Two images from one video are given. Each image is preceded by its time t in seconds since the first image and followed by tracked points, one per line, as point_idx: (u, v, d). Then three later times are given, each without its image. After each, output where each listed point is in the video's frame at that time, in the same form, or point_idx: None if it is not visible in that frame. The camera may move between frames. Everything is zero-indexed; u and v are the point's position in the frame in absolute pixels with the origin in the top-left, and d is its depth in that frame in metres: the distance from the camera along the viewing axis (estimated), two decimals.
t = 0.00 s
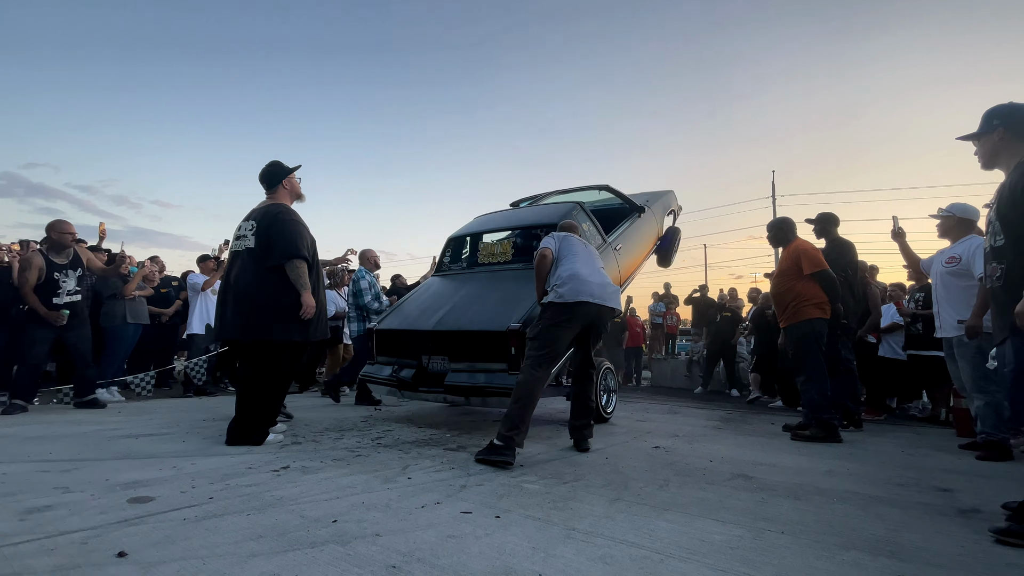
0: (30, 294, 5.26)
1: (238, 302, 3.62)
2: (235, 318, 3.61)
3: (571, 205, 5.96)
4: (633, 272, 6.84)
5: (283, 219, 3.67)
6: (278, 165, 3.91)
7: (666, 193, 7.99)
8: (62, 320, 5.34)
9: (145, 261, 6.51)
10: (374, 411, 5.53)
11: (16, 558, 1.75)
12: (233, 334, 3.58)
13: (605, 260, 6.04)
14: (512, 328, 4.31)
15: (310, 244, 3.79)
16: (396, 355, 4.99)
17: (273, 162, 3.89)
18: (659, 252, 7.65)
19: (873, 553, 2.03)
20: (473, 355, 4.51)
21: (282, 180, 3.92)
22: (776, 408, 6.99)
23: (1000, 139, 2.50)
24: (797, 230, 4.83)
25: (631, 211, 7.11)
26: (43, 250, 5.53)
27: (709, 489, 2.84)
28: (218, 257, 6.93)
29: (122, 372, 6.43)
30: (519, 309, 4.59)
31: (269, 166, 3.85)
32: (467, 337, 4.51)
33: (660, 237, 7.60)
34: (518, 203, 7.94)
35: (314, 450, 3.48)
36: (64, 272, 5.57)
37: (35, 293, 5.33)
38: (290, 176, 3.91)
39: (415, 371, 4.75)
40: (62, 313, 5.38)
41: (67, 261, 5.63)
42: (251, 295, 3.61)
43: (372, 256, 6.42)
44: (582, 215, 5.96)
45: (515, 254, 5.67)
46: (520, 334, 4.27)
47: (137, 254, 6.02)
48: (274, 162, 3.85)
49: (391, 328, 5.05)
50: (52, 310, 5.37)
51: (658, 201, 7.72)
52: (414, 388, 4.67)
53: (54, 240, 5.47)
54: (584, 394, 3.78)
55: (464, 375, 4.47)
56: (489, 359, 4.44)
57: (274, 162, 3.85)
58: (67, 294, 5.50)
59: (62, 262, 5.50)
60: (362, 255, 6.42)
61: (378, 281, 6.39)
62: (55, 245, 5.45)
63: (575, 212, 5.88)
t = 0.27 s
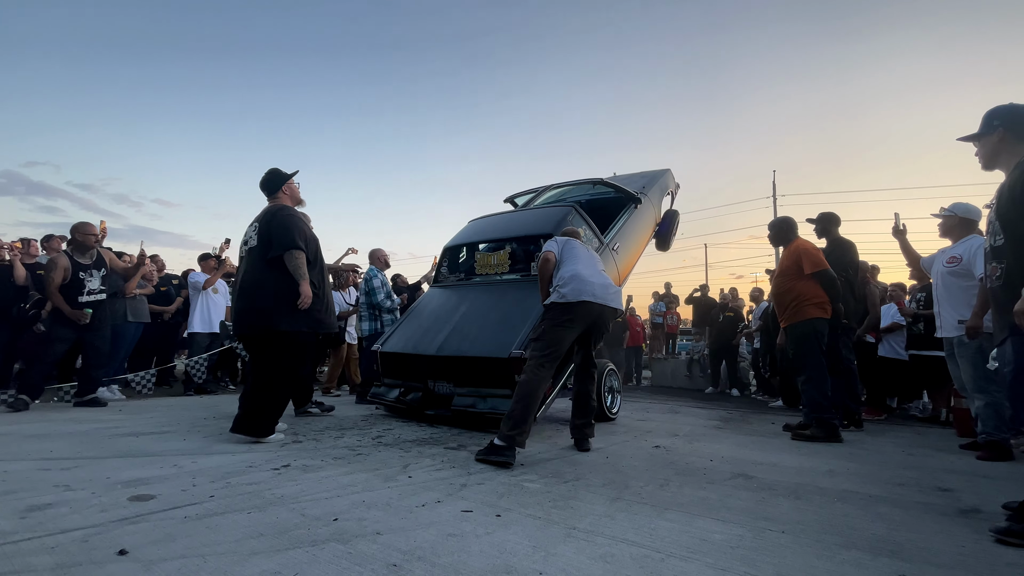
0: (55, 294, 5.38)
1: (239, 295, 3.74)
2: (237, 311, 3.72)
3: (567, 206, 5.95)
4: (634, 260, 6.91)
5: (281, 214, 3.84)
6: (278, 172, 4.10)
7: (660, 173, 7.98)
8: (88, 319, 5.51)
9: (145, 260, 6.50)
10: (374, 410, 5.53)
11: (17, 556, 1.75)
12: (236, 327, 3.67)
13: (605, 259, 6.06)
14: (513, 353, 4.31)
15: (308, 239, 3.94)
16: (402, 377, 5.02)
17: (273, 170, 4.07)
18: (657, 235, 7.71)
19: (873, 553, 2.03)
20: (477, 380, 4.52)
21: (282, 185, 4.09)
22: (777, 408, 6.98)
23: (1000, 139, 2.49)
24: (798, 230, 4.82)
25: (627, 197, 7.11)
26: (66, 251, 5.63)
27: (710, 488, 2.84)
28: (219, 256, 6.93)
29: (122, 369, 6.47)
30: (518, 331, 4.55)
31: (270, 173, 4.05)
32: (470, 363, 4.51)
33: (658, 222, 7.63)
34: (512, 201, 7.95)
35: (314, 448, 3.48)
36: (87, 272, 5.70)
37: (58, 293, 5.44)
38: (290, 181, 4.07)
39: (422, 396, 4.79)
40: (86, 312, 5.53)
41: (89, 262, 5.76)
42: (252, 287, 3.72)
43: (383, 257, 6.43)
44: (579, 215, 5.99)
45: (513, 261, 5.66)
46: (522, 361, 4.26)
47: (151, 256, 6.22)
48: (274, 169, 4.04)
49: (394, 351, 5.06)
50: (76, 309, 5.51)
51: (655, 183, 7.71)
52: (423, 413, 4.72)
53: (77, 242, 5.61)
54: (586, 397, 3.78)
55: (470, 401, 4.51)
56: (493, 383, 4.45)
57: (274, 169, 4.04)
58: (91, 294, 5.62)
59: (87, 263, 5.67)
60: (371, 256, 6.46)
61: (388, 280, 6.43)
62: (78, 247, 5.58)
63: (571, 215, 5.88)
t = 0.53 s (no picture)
0: (68, 290, 5.42)
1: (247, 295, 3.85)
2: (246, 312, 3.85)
3: (567, 202, 5.94)
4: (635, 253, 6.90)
5: (284, 215, 3.89)
6: (286, 175, 4.14)
7: (661, 163, 7.91)
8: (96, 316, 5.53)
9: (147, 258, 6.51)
10: (375, 408, 5.54)
11: (18, 553, 1.76)
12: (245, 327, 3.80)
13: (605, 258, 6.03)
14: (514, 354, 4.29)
15: (312, 238, 3.98)
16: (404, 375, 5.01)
17: (281, 174, 4.11)
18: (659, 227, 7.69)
19: (875, 553, 2.02)
20: (478, 379, 4.51)
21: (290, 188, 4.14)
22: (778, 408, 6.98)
23: (1001, 139, 2.49)
24: (800, 229, 4.82)
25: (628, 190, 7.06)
26: (77, 249, 5.65)
27: (710, 488, 2.84)
28: (220, 254, 6.94)
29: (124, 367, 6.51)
30: (520, 331, 4.52)
31: (277, 177, 4.10)
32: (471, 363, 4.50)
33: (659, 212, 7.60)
34: (513, 196, 7.94)
35: (315, 447, 3.48)
36: (99, 270, 5.72)
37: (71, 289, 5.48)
38: (297, 184, 4.12)
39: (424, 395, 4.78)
40: (98, 309, 5.60)
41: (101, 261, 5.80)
42: (259, 288, 3.82)
43: (394, 259, 6.48)
44: (580, 210, 5.98)
45: (514, 259, 5.66)
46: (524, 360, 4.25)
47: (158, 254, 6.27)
48: (281, 173, 4.09)
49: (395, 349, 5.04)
50: (87, 308, 5.56)
51: (656, 175, 7.66)
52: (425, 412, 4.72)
53: (89, 240, 5.64)
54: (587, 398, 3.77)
55: (472, 400, 4.51)
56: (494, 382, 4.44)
57: (281, 173, 4.09)
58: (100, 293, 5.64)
59: (99, 261, 5.71)
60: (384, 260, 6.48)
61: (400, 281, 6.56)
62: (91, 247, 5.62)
63: (572, 210, 5.87)
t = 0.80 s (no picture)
0: (70, 287, 5.40)
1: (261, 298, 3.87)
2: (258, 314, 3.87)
3: (571, 206, 5.96)
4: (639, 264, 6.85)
5: (303, 219, 3.90)
6: (308, 176, 4.18)
7: (667, 176, 7.98)
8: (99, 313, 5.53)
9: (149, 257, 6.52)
10: (376, 408, 5.54)
11: (20, 550, 1.76)
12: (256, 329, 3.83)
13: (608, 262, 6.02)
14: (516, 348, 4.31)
15: (329, 243, 4.00)
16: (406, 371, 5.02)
17: (303, 175, 4.16)
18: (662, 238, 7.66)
19: (876, 552, 2.02)
20: (480, 373, 4.52)
21: (311, 188, 4.20)
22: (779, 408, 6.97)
23: (1003, 139, 2.48)
24: (803, 229, 4.81)
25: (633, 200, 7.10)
26: (81, 246, 5.66)
27: (711, 487, 2.84)
28: (222, 253, 6.94)
29: (125, 366, 6.52)
30: (523, 328, 4.54)
31: (300, 177, 4.15)
32: (473, 356, 4.52)
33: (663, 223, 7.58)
34: (520, 198, 7.94)
35: (316, 446, 3.49)
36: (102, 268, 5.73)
37: (73, 286, 5.47)
38: (319, 187, 4.18)
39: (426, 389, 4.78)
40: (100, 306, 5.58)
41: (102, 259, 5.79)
42: (272, 291, 3.85)
43: (411, 262, 6.87)
44: (585, 215, 5.97)
45: (517, 260, 5.66)
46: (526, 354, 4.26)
47: (160, 252, 6.28)
48: (303, 174, 4.13)
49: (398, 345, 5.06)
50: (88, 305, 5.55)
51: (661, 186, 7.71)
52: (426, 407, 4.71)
53: (92, 238, 5.64)
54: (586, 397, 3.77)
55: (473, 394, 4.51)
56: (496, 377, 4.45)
57: (303, 174, 4.13)
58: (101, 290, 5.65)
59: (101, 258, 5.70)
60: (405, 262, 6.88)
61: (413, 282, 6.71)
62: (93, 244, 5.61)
63: (577, 214, 5.89)
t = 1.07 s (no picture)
0: (71, 285, 5.40)
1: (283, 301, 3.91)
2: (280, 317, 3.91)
3: (577, 207, 5.98)
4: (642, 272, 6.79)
5: (328, 225, 3.93)
6: (330, 174, 4.20)
7: (673, 189, 7.98)
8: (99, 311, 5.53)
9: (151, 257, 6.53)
10: (377, 407, 5.54)
11: (23, 549, 1.77)
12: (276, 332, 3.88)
13: (612, 262, 6.02)
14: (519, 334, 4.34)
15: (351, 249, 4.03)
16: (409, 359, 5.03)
17: (325, 172, 4.18)
18: (666, 248, 7.59)
19: (878, 552, 2.02)
20: (483, 360, 4.55)
21: (332, 187, 4.22)
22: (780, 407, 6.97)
23: (1004, 138, 2.48)
24: (805, 228, 4.81)
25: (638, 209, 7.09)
26: (83, 244, 5.67)
27: (712, 487, 2.84)
28: (223, 253, 6.95)
29: (127, 365, 6.53)
30: (528, 317, 4.59)
31: (323, 175, 4.14)
32: (477, 343, 4.55)
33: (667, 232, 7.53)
34: (526, 200, 7.92)
35: (318, 445, 3.49)
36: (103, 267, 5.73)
37: (74, 284, 5.46)
38: (341, 187, 4.20)
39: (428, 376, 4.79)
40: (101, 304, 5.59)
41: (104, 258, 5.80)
42: (295, 297, 3.89)
43: (419, 261, 6.92)
44: (590, 216, 6.01)
45: (523, 257, 5.67)
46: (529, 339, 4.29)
47: (162, 251, 6.28)
48: (326, 172, 4.14)
49: (403, 333, 5.09)
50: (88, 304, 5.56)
51: (665, 196, 7.71)
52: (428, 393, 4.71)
53: (93, 236, 5.66)
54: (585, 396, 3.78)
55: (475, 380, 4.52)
56: (499, 363, 4.47)
57: (326, 172, 4.14)
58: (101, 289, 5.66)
59: (103, 257, 5.70)
60: (410, 262, 6.94)
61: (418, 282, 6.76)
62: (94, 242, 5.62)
63: (582, 213, 5.94)
